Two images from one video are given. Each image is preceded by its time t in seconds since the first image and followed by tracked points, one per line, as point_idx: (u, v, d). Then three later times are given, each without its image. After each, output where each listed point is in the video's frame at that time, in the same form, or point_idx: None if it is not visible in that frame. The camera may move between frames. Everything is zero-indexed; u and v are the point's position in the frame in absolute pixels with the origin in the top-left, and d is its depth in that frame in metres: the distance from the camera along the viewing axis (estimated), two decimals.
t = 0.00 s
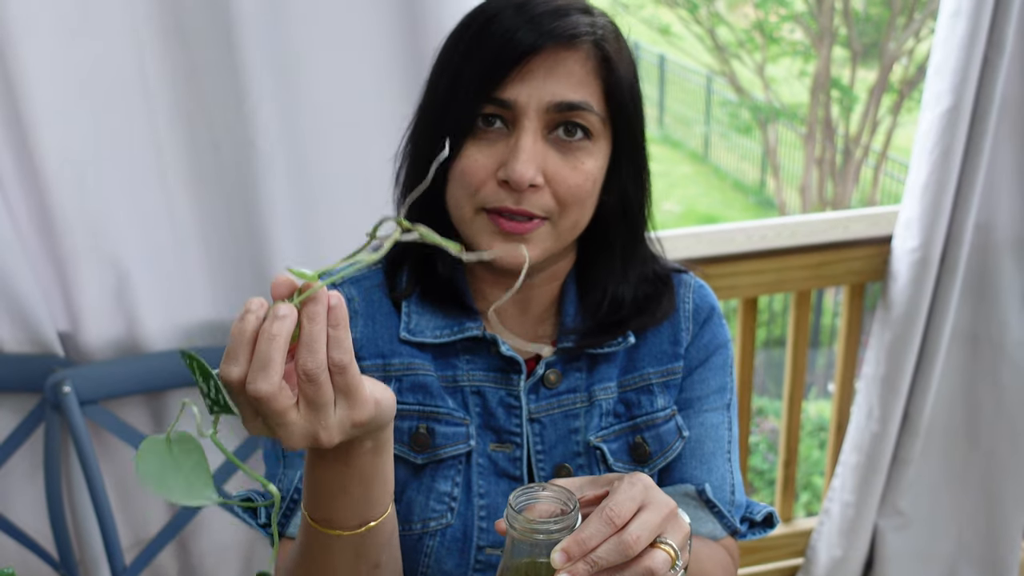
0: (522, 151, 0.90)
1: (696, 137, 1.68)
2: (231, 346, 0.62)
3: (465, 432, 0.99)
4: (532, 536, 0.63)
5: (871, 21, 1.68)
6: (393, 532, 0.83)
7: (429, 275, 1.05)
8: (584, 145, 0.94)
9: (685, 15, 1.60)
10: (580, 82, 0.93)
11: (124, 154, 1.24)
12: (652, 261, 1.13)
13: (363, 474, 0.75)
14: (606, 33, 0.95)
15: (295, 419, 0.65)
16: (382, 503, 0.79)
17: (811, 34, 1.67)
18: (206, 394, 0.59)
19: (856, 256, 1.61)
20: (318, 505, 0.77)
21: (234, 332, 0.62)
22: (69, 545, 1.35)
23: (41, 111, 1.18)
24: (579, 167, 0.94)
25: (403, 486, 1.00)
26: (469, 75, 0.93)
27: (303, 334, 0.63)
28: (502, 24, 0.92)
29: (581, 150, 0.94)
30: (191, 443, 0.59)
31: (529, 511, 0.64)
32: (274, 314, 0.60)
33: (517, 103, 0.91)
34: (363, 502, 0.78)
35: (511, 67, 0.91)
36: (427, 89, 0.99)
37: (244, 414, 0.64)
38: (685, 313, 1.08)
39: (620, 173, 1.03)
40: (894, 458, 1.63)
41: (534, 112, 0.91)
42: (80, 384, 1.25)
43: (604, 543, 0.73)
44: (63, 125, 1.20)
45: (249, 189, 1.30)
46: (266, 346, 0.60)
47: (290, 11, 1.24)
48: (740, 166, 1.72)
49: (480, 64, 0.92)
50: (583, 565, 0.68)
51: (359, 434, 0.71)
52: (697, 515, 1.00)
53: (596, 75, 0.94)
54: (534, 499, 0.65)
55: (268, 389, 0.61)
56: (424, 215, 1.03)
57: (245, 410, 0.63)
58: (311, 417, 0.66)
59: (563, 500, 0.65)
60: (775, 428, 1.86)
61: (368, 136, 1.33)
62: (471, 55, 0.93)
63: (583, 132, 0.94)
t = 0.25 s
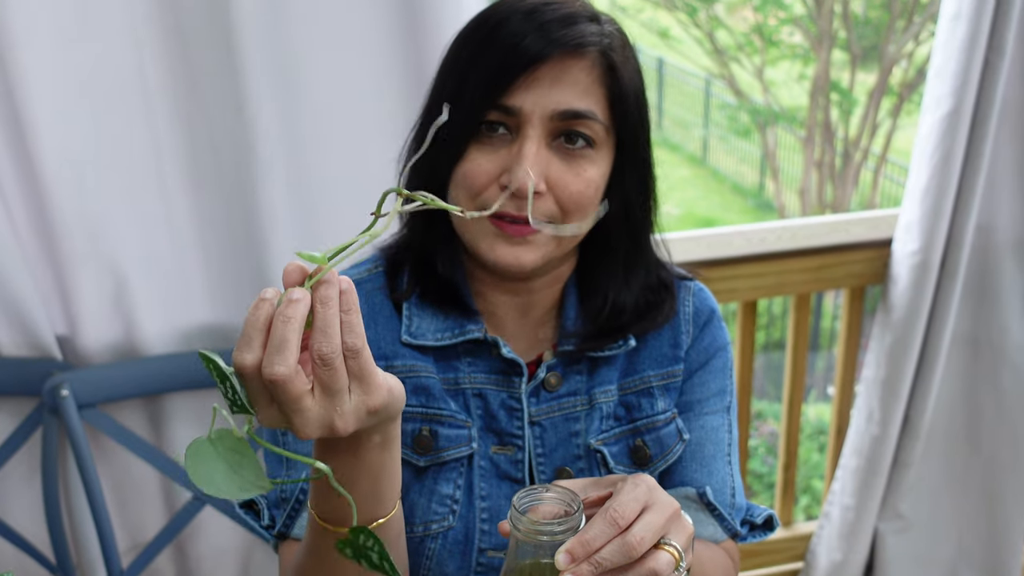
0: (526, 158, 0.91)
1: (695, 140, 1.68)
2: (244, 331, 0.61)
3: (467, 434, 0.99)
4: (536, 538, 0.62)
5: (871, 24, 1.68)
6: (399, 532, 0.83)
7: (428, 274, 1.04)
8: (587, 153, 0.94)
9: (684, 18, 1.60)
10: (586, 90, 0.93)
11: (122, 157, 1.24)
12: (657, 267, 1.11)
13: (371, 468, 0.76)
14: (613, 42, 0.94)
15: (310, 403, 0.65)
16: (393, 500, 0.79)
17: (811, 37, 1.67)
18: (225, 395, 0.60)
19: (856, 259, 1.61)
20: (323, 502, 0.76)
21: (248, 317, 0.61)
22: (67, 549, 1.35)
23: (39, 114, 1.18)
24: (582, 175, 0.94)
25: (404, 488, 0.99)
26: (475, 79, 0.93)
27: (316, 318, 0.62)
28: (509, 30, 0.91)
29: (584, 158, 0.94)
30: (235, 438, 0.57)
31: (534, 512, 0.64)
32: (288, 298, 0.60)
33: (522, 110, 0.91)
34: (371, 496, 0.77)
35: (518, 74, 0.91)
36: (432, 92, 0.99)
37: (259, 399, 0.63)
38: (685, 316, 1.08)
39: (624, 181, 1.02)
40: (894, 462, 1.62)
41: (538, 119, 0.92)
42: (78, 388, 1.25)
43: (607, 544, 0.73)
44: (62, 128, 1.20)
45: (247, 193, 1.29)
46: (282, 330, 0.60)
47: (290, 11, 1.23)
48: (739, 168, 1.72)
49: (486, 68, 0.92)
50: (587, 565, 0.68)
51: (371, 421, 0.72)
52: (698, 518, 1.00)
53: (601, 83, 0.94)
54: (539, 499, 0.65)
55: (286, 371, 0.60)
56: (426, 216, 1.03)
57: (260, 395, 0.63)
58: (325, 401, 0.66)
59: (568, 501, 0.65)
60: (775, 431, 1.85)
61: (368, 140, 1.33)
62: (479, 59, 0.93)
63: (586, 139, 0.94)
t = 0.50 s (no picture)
0: (537, 160, 0.91)
1: (694, 143, 1.68)
2: (244, 341, 0.61)
3: (468, 438, 0.99)
4: (537, 536, 0.63)
5: (870, 27, 1.68)
6: (399, 540, 0.83)
7: (430, 277, 1.04)
8: (597, 155, 0.95)
9: (684, 21, 1.60)
10: (595, 94, 0.93)
11: (122, 160, 1.24)
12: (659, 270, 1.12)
13: (368, 479, 0.75)
14: (621, 46, 0.94)
15: (307, 414, 0.64)
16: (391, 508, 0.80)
17: (810, 41, 1.68)
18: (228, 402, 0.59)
19: (856, 262, 1.61)
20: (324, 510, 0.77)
21: (249, 327, 0.61)
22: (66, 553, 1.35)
23: (39, 117, 1.18)
24: (591, 177, 0.94)
25: (405, 491, 0.99)
26: (486, 81, 0.92)
27: (317, 330, 0.63)
28: (518, 33, 0.91)
29: (593, 160, 0.95)
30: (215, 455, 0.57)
31: (535, 511, 0.64)
32: (290, 310, 0.60)
33: (534, 113, 0.91)
34: (369, 506, 0.78)
35: (530, 77, 0.90)
36: (441, 93, 0.99)
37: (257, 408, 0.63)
38: (686, 321, 1.08)
39: (631, 185, 1.04)
40: (893, 465, 1.62)
41: (550, 122, 0.92)
42: (77, 391, 1.25)
43: (609, 542, 0.73)
44: (62, 131, 1.20)
45: (247, 196, 1.29)
46: (282, 341, 0.60)
47: (289, 11, 1.23)
48: (738, 171, 1.72)
49: (497, 71, 0.91)
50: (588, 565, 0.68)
51: (367, 434, 0.71)
52: (698, 523, 1.00)
53: (611, 87, 0.94)
54: (540, 497, 0.65)
55: (284, 382, 0.60)
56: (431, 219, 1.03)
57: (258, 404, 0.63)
58: (322, 413, 0.66)
59: (569, 499, 0.65)
60: (775, 435, 1.86)
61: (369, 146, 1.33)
62: (489, 61, 0.92)
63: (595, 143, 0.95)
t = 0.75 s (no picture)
0: (553, 170, 0.92)
1: (694, 146, 1.68)
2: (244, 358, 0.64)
3: (467, 442, 0.99)
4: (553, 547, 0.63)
5: (869, 30, 1.68)
6: (402, 550, 0.83)
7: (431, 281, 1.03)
8: (607, 161, 0.95)
9: (683, 25, 1.61)
10: (606, 102, 0.93)
11: (123, 165, 1.24)
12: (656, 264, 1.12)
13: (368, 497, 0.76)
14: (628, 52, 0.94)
15: (291, 435, 0.66)
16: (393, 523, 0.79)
17: (809, 44, 1.68)
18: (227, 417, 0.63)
19: (856, 265, 1.61)
20: (324, 527, 0.77)
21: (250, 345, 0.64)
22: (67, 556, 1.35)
23: (40, 122, 1.19)
24: (602, 183, 0.95)
25: (408, 494, 1.00)
26: (497, 92, 0.91)
27: (312, 356, 0.64)
28: (529, 45, 0.90)
29: (604, 167, 0.95)
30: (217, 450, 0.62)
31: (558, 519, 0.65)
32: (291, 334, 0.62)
33: (548, 123, 0.91)
34: (369, 523, 0.78)
35: (545, 87, 0.90)
36: (445, 99, 0.97)
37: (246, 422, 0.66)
38: (687, 324, 1.08)
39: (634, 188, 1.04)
40: (894, 468, 1.62)
41: (563, 131, 0.92)
42: (78, 395, 1.25)
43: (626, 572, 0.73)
44: (62, 136, 1.20)
45: (247, 200, 1.30)
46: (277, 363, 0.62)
47: (290, 13, 1.23)
48: (738, 175, 1.73)
49: (510, 83, 0.90)
50: None
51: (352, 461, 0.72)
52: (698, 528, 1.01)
53: (619, 93, 0.94)
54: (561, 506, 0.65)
55: (273, 405, 0.62)
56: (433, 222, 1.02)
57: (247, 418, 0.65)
58: (307, 436, 0.67)
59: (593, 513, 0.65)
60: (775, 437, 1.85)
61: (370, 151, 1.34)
62: (499, 73, 0.91)
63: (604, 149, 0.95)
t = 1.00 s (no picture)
0: (535, 161, 0.91)
1: (695, 149, 1.69)
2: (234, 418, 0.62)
3: (463, 450, 0.99)
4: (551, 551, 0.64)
5: (869, 33, 1.69)
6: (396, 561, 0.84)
7: (427, 283, 1.04)
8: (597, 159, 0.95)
9: (683, 27, 1.61)
10: (599, 100, 0.93)
11: (123, 167, 1.24)
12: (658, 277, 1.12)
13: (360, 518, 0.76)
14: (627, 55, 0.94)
15: (292, 482, 0.67)
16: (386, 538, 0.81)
17: (809, 47, 1.68)
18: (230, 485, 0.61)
19: (856, 267, 1.61)
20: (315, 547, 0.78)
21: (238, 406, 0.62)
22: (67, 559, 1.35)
23: (40, 124, 1.19)
24: (591, 180, 0.95)
25: (405, 504, 1.01)
26: (490, 83, 0.93)
27: (303, 404, 0.63)
28: (522, 39, 0.91)
29: (593, 165, 0.95)
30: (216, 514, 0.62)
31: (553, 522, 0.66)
32: (279, 390, 0.61)
33: (535, 114, 0.91)
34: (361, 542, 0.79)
35: (533, 78, 0.91)
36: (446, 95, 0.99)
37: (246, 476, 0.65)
38: (687, 329, 1.09)
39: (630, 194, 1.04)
40: (894, 471, 1.62)
41: (550, 123, 0.92)
42: (78, 398, 1.25)
43: None
44: (63, 138, 1.20)
45: (248, 203, 1.30)
46: (271, 424, 0.60)
47: (289, 12, 1.23)
48: (738, 178, 1.73)
49: (501, 73, 0.92)
50: None
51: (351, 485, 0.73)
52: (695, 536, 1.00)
53: (614, 95, 0.94)
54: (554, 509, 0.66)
55: (273, 462, 0.62)
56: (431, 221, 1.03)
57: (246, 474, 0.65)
58: (307, 477, 0.67)
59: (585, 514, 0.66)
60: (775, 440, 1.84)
61: (370, 152, 1.34)
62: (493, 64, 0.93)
63: (596, 149, 0.95)
